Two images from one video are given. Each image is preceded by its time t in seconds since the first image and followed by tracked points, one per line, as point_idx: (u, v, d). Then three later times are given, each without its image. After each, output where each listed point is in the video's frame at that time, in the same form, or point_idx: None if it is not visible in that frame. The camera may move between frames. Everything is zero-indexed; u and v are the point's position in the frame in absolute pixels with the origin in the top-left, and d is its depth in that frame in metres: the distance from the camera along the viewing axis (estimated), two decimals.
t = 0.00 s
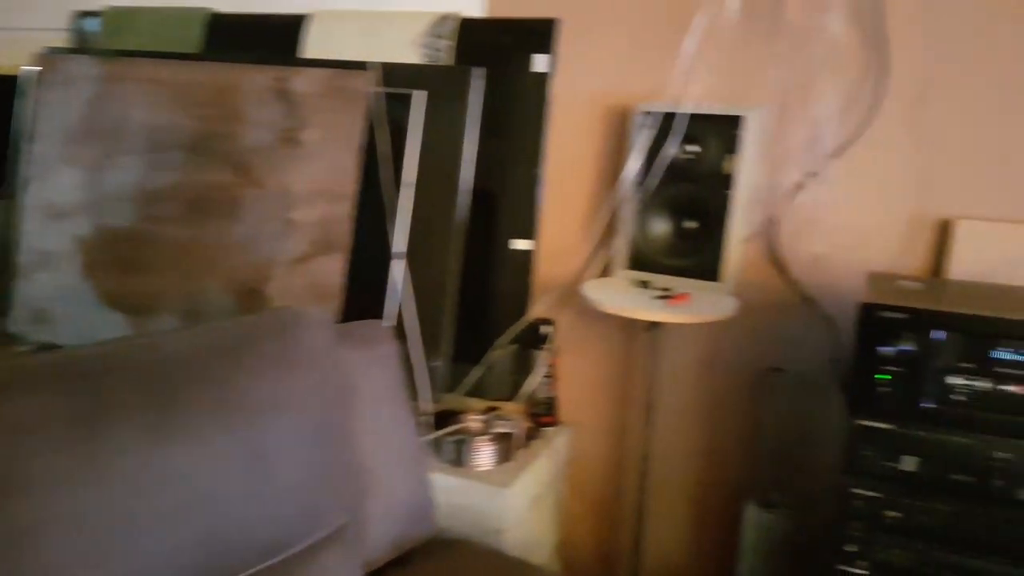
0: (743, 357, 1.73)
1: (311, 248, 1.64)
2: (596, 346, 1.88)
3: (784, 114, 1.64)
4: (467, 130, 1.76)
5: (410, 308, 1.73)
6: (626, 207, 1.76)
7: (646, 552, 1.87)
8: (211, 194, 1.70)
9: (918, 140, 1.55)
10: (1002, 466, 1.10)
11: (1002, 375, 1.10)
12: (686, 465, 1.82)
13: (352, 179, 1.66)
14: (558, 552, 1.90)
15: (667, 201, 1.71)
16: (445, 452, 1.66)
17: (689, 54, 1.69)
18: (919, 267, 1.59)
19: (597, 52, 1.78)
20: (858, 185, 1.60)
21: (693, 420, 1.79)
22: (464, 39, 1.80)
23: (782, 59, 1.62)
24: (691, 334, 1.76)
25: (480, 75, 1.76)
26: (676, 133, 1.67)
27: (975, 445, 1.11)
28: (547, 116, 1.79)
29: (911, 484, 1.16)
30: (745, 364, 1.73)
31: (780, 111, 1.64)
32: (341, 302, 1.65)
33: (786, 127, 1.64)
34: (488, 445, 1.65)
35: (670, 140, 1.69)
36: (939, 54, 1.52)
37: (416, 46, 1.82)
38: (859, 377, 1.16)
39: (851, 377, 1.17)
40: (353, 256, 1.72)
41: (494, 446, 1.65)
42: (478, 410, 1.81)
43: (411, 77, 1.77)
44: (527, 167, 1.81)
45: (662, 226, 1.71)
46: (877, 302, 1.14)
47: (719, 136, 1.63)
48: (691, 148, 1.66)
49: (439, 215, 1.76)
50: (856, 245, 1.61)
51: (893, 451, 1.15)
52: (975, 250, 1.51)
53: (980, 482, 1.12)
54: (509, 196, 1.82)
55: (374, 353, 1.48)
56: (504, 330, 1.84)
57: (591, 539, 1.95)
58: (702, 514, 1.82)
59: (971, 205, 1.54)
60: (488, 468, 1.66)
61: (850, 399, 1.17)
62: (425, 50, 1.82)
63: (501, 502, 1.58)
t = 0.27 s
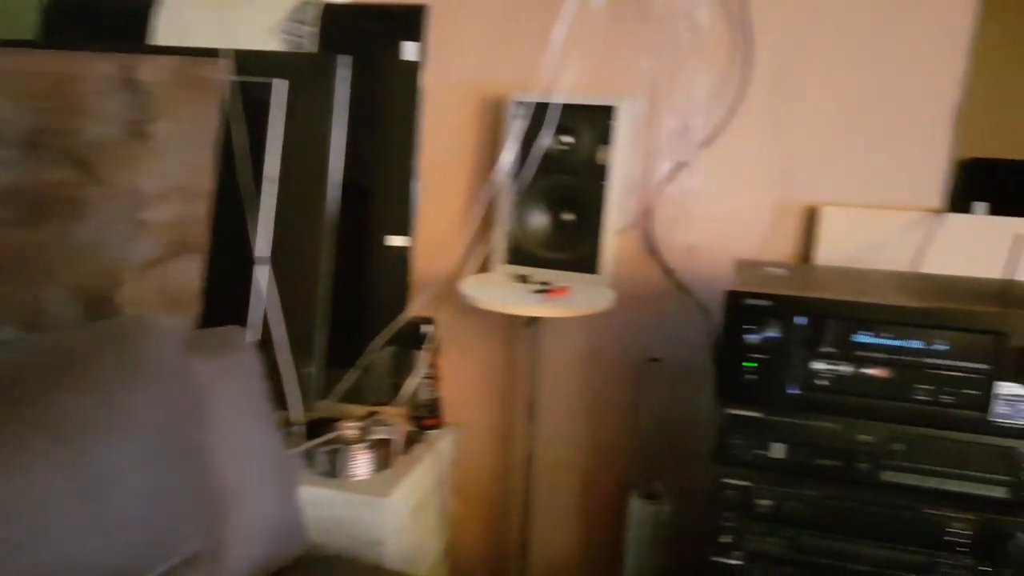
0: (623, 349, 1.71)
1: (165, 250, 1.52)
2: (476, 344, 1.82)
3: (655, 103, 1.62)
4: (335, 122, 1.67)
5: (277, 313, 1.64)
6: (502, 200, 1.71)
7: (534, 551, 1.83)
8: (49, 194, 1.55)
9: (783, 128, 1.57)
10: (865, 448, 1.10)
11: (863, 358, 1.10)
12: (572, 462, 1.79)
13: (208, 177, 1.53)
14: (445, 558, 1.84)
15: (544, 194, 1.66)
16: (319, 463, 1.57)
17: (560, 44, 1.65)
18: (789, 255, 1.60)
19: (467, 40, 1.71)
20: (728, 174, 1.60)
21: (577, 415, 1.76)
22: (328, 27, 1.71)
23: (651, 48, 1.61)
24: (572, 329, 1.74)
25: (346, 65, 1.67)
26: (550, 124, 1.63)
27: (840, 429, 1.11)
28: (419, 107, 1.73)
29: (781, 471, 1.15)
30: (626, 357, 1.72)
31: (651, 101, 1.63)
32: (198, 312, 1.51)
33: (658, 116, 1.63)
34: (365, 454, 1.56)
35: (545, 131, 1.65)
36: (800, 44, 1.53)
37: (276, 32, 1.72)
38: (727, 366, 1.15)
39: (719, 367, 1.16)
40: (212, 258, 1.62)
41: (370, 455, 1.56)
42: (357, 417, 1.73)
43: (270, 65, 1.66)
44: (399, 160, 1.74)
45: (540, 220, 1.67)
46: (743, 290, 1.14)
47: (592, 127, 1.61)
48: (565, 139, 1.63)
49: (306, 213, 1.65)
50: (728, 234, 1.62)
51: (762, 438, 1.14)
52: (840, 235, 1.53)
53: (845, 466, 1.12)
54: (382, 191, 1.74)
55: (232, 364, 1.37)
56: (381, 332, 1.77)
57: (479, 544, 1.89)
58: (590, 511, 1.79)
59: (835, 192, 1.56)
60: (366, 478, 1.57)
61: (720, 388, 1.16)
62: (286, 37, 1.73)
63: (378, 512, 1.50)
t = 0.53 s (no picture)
0: (517, 349, 1.64)
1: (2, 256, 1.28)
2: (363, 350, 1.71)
3: (543, 91, 1.55)
4: (201, 110, 1.49)
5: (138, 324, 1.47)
6: (385, 193, 1.60)
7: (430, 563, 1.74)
8: None
9: (674, 117, 1.51)
10: (753, 448, 1.06)
11: (749, 354, 1.06)
12: (468, 468, 1.70)
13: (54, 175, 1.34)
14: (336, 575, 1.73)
15: (430, 188, 1.57)
16: (189, 485, 1.42)
17: (443, 28, 1.56)
18: (683, 247, 1.55)
19: (343, 24, 1.61)
20: (619, 165, 1.54)
21: (471, 420, 1.68)
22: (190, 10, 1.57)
23: (537, 33, 1.53)
24: (463, 329, 1.64)
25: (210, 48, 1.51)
26: (433, 114, 1.54)
27: (726, 429, 1.07)
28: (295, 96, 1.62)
29: (669, 475, 1.10)
30: (519, 356, 1.64)
31: (539, 88, 1.55)
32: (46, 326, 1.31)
33: (546, 104, 1.55)
34: (241, 472, 1.42)
35: (428, 121, 1.55)
36: (689, 29, 1.48)
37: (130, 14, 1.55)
38: (611, 366, 1.09)
39: (603, 367, 1.09)
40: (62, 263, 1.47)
41: (246, 473, 1.43)
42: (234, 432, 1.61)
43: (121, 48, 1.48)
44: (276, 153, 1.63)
45: (428, 216, 1.58)
46: (625, 285, 1.08)
47: (477, 116, 1.52)
48: (450, 129, 1.54)
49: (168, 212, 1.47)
50: (621, 227, 1.56)
51: (649, 441, 1.09)
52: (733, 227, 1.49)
53: (733, 467, 1.07)
54: (256, 187, 1.62)
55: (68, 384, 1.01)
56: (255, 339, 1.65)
57: (373, 558, 1.79)
58: (486, 519, 1.71)
59: (728, 181, 1.52)
60: (243, 498, 1.43)
61: (604, 390, 1.10)
62: (142, 20, 1.56)
63: (255, 536, 1.37)
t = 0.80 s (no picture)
0: (426, 350, 1.52)
1: None
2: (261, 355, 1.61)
3: (447, 72, 1.44)
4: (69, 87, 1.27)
5: None
6: (276, 182, 1.47)
7: None
8: None
9: (587, 99, 1.42)
10: (668, 454, 0.97)
11: (662, 351, 0.97)
12: (377, 478, 1.59)
13: None
14: None
15: (326, 176, 1.44)
16: (58, 512, 1.25)
17: (338, 3, 1.44)
18: (601, 238, 1.46)
19: None
20: (531, 150, 1.44)
21: (378, 427, 1.56)
22: None
23: (439, 9, 1.42)
24: (367, 330, 1.53)
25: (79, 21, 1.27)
26: (326, 96, 1.41)
27: (640, 434, 0.97)
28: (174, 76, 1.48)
29: (579, 486, 1.00)
30: (429, 358, 1.52)
31: (443, 69, 1.44)
32: None
33: (452, 86, 1.44)
34: (119, 494, 1.27)
35: (322, 103, 1.42)
36: (602, 4, 1.39)
37: None
38: (513, 368, 0.98)
39: (504, 369, 0.99)
40: None
41: (126, 494, 1.27)
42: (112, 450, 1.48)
43: None
44: (155, 140, 1.49)
45: (325, 207, 1.45)
46: (526, 279, 0.97)
47: (376, 99, 1.41)
48: (347, 112, 1.41)
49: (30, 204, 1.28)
50: (534, 218, 1.46)
51: (557, 450, 0.99)
52: (651, 216, 1.41)
53: (648, 475, 0.98)
54: (130, 177, 1.46)
55: None
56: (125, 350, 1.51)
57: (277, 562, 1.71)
58: (399, 530, 1.60)
59: (646, 167, 1.43)
60: (121, 523, 1.27)
61: (506, 395, 0.99)
62: None
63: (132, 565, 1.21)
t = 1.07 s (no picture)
0: (365, 347, 1.43)
1: None
2: (187, 356, 1.52)
3: (384, 50, 1.34)
4: None
5: None
6: (199, 167, 1.37)
7: None
8: None
9: (536, 77, 1.33)
10: (617, 457, 0.89)
11: (610, 346, 0.88)
12: (314, 484, 1.49)
13: None
14: None
15: (253, 162, 1.34)
16: None
17: None
18: (551, 226, 1.37)
19: None
20: (474, 134, 1.35)
21: (315, 430, 1.47)
22: None
23: None
24: (302, 327, 1.44)
25: None
26: (252, 75, 1.31)
27: (587, 436, 0.89)
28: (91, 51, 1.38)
29: (522, 494, 0.92)
30: (368, 356, 1.43)
31: (380, 46, 1.34)
32: None
33: (389, 65, 1.34)
34: (28, 509, 1.15)
35: (248, 84, 1.33)
36: None
37: None
38: (448, 366, 0.89)
39: (438, 367, 0.90)
40: None
41: (38, 507, 1.16)
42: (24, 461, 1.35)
43: None
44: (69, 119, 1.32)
45: (254, 195, 1.36)
46: (461, 268, 0.88)
47: (306, 78, 1.31)
48: (275, 93, 1.32)
49: None
50: (479, 206, 1.37)
51: (497, 455, 0.91)
52: (603, 203, 1.33)
53: (597, 480, 0.90)
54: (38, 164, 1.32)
55: None
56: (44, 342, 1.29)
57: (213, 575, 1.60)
58: (339, 540, 1.51)
59: (597, 151, 1.34)
60: (31, 540, 1.16)
61: (441, 396, 0.90)
62: None
63: None
